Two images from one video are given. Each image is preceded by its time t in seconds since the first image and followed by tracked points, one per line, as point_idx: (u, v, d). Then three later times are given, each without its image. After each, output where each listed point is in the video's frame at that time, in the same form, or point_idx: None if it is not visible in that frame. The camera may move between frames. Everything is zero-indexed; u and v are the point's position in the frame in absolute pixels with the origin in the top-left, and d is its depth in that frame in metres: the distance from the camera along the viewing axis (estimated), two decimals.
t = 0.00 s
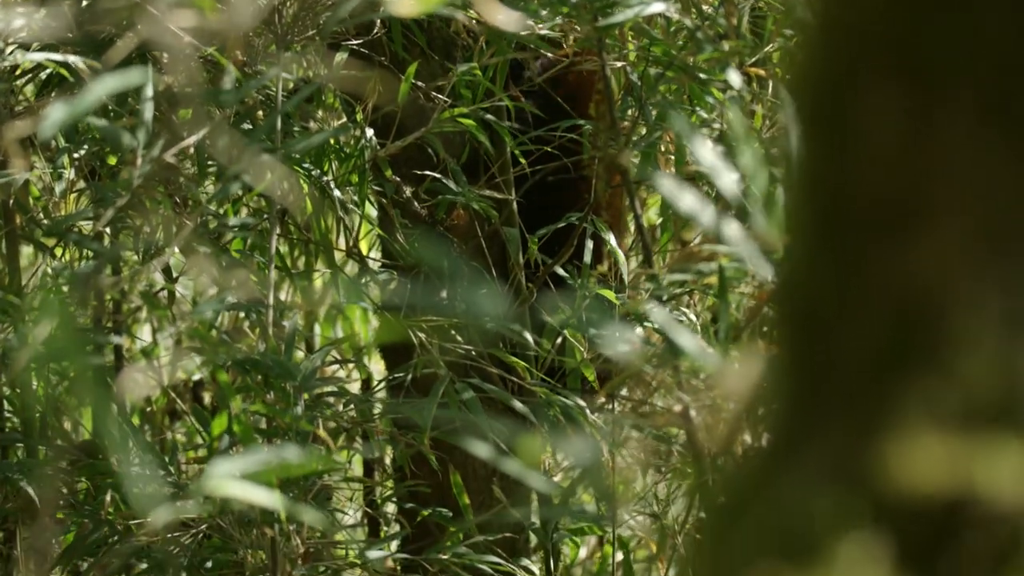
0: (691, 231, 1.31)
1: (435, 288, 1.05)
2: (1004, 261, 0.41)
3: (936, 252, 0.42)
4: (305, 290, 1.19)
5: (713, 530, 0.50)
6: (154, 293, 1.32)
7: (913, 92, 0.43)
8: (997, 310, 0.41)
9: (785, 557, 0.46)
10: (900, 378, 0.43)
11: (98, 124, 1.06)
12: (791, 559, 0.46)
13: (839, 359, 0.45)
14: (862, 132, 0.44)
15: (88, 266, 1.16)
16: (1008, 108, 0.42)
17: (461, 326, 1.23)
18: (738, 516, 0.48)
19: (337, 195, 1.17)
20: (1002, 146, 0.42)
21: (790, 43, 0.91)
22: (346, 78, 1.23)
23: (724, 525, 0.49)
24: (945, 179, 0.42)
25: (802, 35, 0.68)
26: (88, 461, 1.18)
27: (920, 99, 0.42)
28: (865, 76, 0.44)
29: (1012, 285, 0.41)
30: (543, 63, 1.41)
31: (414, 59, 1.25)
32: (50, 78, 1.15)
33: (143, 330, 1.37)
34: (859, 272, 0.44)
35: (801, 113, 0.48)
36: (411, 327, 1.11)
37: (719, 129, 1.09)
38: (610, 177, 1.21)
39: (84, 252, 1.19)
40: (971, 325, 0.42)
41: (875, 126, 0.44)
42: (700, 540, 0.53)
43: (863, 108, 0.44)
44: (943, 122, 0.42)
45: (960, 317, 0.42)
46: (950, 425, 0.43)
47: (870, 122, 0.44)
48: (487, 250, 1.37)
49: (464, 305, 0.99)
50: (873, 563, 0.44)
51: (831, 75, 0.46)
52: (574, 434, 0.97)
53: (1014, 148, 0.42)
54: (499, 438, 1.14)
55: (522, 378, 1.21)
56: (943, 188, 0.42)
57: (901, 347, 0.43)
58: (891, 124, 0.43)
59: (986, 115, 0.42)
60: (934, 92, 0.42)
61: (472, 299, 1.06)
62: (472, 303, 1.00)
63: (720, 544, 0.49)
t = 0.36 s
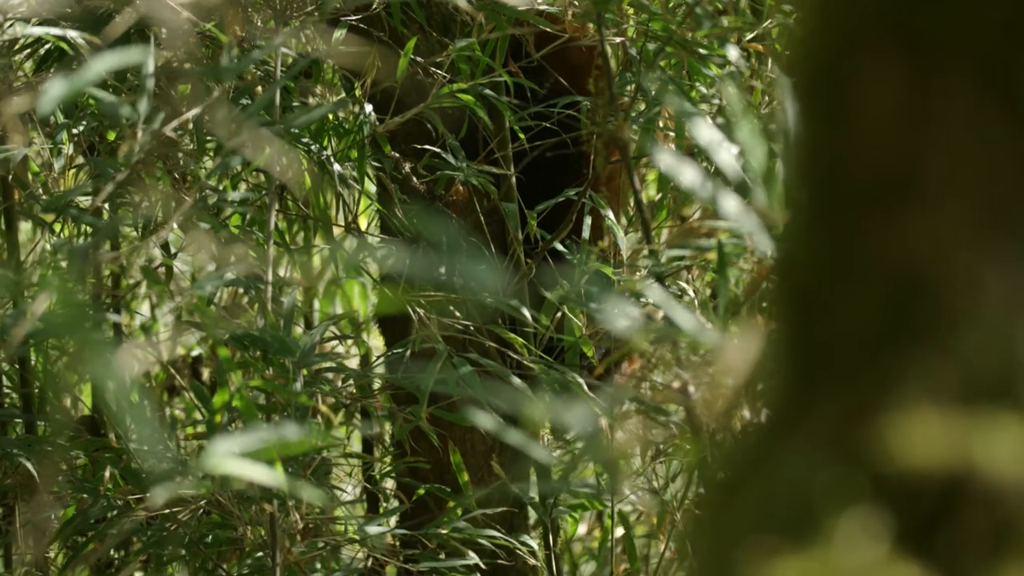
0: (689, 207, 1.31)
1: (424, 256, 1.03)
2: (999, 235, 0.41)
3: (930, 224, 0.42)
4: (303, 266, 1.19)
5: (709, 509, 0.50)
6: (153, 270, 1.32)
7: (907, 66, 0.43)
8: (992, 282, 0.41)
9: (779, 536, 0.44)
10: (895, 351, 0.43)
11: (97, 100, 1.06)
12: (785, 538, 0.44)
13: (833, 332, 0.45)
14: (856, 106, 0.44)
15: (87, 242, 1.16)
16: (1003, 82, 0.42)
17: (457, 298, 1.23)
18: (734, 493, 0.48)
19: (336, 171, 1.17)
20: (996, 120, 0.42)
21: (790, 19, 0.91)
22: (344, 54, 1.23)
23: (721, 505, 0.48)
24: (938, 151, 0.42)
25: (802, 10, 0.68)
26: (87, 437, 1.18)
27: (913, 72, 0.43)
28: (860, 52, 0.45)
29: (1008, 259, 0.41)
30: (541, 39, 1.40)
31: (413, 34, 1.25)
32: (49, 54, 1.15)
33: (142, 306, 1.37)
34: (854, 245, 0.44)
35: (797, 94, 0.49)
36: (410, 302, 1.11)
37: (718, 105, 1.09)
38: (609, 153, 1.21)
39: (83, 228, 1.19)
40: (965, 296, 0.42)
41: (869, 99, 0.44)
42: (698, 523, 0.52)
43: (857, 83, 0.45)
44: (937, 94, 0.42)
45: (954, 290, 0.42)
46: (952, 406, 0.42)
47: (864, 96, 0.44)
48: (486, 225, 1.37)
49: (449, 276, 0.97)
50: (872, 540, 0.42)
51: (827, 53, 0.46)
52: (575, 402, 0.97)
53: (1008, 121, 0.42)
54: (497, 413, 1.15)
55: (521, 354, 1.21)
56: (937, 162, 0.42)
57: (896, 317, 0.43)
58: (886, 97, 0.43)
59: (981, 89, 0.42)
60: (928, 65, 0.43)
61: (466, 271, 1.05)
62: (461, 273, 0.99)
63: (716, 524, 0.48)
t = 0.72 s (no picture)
0: (688, 196, 1.31)
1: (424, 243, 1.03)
2: (999, 226, 0.41)
3: (929, 217, 0.42)
4: (302, 255, 1.19)
5: (708, 498, 0.49)
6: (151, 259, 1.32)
7: (905, 62, 0.43)
8: (991, 271, 0.41)
9: (779, 526, 0.44)
10: (894, 341, 0.43)
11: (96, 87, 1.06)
12: (785, 527, 0.44)
13: (832, 324, 0.45)
14: (855, 100, 0.44)
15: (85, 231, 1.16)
16: (1002, 75, 0.42)
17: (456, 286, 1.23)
18: (733, 482, 0.48)
19: (335, 159, 1.17)
20: (995, 113, 0.42)
21: (789, 7, 0.91)
22: (343, 42, 1.22)
23: (720, 493, 0.48)
24: (938, 146, 0.42)
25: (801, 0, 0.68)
26: (86, 425, 1.18)
27: (912, 67, 0.43)
28: (858, 46, 0.44)
29: (1008, 249, 0.41)
30: (540, 27, 1.40)
31: (411, 22, 1.24)
32: (47, 42, 1.15)
33: (140, 295, 1.37)
34: (853, 237, 0.44)
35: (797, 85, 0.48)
36: (409, 291, 1.11)
37: (717, 93, 1.09)
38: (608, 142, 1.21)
39: (82, 217, 1.19)
40: (964, 287, 0.42)
41: (868, 93, 0.44)
42: (696, 513, 0.51)
43: (856, 77, 0.44)
44: (935, 89, 0.42)
45: (953, 280, 0.42)
46: (944, 386, 0.42)
47: (863, 91, 0.44)
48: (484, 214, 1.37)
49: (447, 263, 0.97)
50: (871, 527, 0.42)
51: (824, 42, 0.46)
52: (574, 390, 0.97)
53: (1007, 113, 0.42)
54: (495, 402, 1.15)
55: (519, 342, 1.21)
56: (936, 155, 0.42)
57: (896, 313, 0.43)
58: (884, 93, 0.44)
59: (980, 83, 0.42)
60: (927, 61, 0.43)
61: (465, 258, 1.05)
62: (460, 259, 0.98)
63: (715, 513, 0.47)
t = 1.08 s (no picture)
0: (687, 189, 1.31)
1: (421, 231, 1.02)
2: (999, 221, 0.41)
3: (928, 212, 0.42)
4: (301, 249, 1.19)
5: (708, 491, 0.50)
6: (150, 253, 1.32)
7: (904, 58, 0.43)
8: (990, 266, 0.41)
9: (778, 520, 0.44)
10: (893, 335, 0.43)
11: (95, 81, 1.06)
12: (784, 522, 0.44)
13: (832, 320, 0.45)
14: (854, 97, 0.44)
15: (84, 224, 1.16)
16: (1003, 74, 0.42)
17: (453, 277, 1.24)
18: (733, 475, 0.48)
19: (333, 153, 1.17)
20: (996, 109, 0.42)
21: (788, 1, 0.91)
22: (342, 36, 1.22)
23: (720, 488, 0.48)
24: (937, 141, 0.42)
25: None
26: (85, 419, 1.19)
27: (910, 64, 0.43)
28: (857, 42, 0.44)
29: (1006, 244, 0.41)
30: (539, 21, 1.40)
31: (410, 16, 1.24)
32: (46, 35, 1.15)
33: (139, 289, 1.37)
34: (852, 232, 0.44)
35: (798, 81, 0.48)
36: (408, 284, 1.11)
37: (716, 87, 1.09)
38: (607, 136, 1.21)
39: (80, 211, 1.19)
40: (963, 283, 0.42)
41: (867, 89, 0.44)
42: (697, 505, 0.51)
43: (855, 74, 0.44)
44: (934, 86, 0.42)
45: (951, 275, 0.42)
46: (940, 377, 0.42)
47: (862, 88, 0.44)
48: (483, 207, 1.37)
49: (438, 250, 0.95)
50: (868, 521, 0.42)
51: (824, 37, 0.46)
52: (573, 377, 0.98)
53: (1007, 110, 0.42)
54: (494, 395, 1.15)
55: (517, 336, 1.21)
56: (935, 150, 0.42)
57: (895, 309, 0.43)
58: (883, 90, 0.43)
59: (978, 79, 0.42)
60: (926, 59, 0.42)
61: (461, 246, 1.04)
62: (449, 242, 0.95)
63: (716, 508, 0.48)
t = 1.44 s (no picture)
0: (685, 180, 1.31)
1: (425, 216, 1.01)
2: (996, 212, 0.42)
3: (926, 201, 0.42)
4: (299, 239, 1.19)
5: (705, 481, 0.50)
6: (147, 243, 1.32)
7: (902, 45, 0.43)
8: (988, 256, 0.42)
9: (775, 509, 0.43)
10: (891, 324, 0.43)
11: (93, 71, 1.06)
12: (780, 511, 0.43)
13: (829, 307, 0.45)
14: (852, 84, 0.44)
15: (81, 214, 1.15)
16: (1000, 66, 0.42)
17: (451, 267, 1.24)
18: (731, 466, 0.47)
19: (332, 143, 1.17)
20: (994, 101, 0.42)
21: None
22: (339, 26, 1.22)
23: (716, 479, 0.48)
24: (935, 130, 0.42)
25: None
26: (83, 409, 1.19)
27: (909, 51, 0.43)
28: (855, 32, 0.45)
29: (1004, 232, 0.42)
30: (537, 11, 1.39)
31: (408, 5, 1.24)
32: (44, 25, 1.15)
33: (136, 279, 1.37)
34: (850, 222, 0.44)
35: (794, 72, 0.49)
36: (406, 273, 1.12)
37: (715, 77, 1.08)
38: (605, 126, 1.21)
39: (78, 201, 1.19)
40: (962, 273, 0.42)
41: (864, 79, 0.44)
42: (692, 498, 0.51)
43: (853, 63, 0.44)
44: (933, 73, 0.42)
45: (950, 265, 0.42)
46: (939, 367, 0.42)
47: (860, 74, 0.44)
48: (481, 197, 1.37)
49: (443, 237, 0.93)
50: (865, 510, 0.41)
51: (822, 24, 0.46)
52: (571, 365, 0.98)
53: (1005, 103, 0.42)
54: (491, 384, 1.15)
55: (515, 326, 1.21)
56: (933, 140, 0.42)
57: (893, 295, 0.43)
58: (882, 77, 0.43)
59: (976, 69, 0.42)
60: (926, 48, 0.43)
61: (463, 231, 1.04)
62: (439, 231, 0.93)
63: (712, 499, 0.48)
